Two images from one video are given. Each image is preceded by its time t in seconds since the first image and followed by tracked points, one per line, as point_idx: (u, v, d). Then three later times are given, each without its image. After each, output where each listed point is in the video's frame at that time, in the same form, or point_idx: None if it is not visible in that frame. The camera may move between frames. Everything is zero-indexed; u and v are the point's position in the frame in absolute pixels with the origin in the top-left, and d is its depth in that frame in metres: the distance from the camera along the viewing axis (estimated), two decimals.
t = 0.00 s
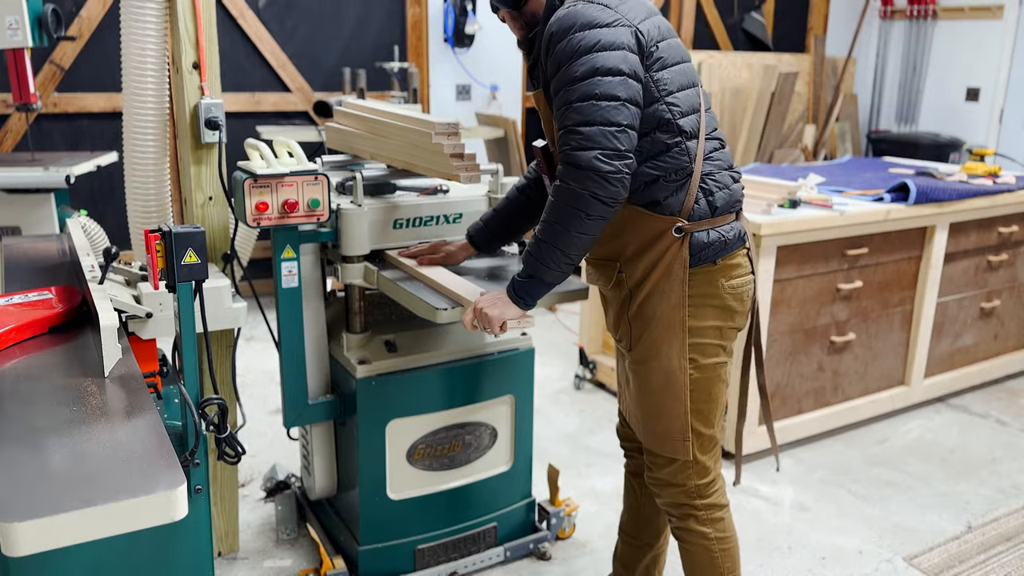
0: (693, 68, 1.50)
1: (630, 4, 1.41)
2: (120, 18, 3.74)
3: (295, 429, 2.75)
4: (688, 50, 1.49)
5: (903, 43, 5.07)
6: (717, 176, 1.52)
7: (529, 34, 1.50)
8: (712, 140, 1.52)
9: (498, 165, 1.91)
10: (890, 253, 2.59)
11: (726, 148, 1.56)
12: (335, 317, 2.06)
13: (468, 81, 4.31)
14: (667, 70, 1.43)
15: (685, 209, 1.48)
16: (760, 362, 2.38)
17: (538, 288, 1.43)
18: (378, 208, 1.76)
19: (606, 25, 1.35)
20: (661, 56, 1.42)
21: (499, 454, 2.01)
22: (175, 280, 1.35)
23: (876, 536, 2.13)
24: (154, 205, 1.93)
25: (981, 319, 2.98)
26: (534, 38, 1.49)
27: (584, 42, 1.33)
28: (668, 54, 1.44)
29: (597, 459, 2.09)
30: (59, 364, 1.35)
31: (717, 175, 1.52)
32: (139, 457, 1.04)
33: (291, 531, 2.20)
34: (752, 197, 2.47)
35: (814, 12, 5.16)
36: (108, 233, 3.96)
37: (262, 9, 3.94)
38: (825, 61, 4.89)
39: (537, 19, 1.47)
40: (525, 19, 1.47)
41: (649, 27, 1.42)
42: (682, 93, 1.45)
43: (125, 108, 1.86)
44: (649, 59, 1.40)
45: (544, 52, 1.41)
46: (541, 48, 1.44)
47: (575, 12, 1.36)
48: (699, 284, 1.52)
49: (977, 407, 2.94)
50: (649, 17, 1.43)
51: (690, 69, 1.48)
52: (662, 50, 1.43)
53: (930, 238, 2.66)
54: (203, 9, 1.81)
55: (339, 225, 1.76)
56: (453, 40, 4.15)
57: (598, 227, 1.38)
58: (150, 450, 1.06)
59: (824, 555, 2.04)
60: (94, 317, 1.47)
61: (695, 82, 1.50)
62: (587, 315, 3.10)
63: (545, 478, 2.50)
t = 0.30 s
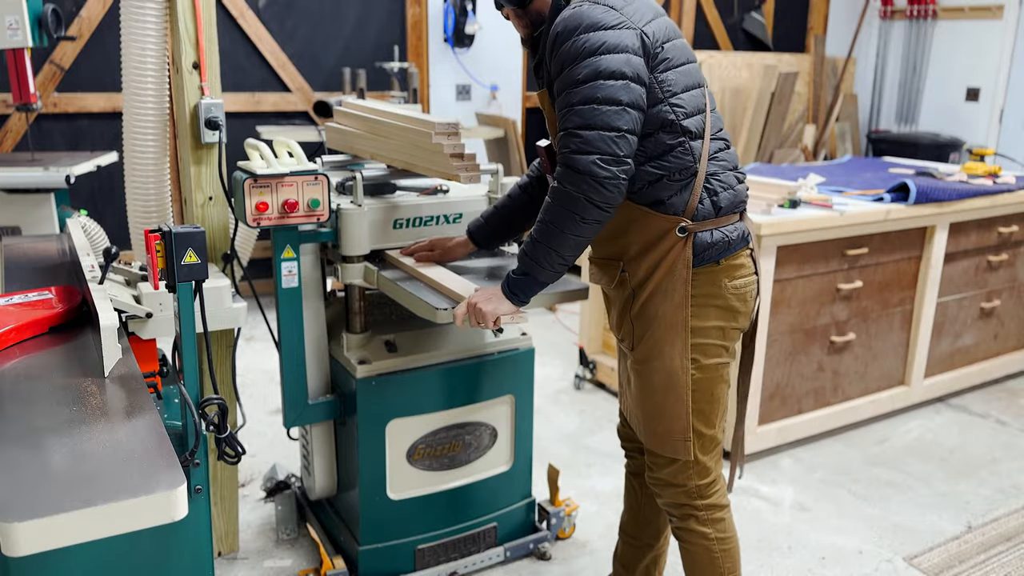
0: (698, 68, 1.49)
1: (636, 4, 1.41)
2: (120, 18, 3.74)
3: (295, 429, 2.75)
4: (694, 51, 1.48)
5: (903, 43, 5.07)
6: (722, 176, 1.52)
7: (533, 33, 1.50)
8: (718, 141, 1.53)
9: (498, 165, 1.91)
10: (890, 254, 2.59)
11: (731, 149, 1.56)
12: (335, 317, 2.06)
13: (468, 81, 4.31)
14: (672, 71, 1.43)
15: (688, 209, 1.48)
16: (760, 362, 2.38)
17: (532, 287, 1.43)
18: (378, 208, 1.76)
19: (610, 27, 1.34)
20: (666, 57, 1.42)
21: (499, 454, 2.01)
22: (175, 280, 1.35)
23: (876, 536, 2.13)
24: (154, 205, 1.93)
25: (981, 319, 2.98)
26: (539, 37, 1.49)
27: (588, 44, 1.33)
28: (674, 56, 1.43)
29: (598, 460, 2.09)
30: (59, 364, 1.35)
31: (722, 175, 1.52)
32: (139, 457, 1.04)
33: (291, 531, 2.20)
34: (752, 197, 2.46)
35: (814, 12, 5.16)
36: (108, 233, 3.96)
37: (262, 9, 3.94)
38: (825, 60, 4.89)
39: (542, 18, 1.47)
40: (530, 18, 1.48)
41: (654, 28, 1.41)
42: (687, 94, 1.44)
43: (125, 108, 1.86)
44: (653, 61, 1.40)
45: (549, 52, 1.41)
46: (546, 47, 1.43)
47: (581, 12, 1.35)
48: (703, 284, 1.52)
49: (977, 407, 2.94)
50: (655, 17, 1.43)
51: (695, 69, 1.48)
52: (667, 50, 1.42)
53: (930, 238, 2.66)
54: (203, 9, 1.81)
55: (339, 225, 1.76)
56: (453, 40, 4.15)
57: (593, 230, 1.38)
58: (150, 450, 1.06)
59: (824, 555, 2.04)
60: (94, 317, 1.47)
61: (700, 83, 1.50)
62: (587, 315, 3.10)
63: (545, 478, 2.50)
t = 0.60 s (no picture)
0: (699, 69, 1.49)
1: (638, 6, 1.41)
2: (120, 18, 3.74)
3: (295, 429, 2.75)
4: (696, 52, 1.48)
5: (904, 43, 5.07)
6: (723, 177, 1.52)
7: (537, 30, 1.50)
8: (719, 142, 1.53)
9: (498, 165, 1.90)
10: (890, 254, 2.59)
11: (732, 150, 1.56)
12: (335, 317, 2.06)
13: (468, 81, 4.31)
14: (674, 73, 1.42)
15: (688, 209, 1.48)
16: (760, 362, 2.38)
17: (524, 285, 1.43)
18: (378, 208, 1.76)
19: (611, 30, 1.34)
20: (667, 59, 1.42)
21: (499, 454, 2.01)
22: (175, 280, 1.35)
23: (876, 536, 2.13)
24: (154, 205, 1.93)
25: (981, 319, 2.98)
26: (543, 35, 1.49)
27: (589, 47, 1.33)
28: (675, 58, 1.43)
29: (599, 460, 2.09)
30: (59, 364, 1.35)
31: (723, 175, 1.52)
32: (139, 457, 1.04)
33: (291, 531, 2.20)
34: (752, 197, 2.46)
35: (814, 12, 5.16)
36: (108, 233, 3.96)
37: (262, 9, 3.94)
38: (825, 60, 4.89)
39: (546, 16, 1.47)
40: (535, 14, 1.47)
41: (656, 30, 1.41)
42: (688, 97, 1.44)
43: (125, 108, 1.86)
44: (654, 63, 1.40)
45: (550, 52, 1.41)
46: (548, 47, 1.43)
47: (582, 13, 1.35)
48: (702, 284, 1.52)
49: (977, 407, 2.94)
50: (657, 19, 1.42)
51: (697, 70, 1.47)
52: (669, 53, 1.42)
53: (930, 238, 2.66)
54: (203, 9, 1.81)
55: (338, 225, 1.76)
56: (453, 40, 4.15)
57: (588, 232, 1.39)
58: (150, 451, 1.06)
59: (824, 555, 2.05)
60: (94, 317, 1.48)
61: (702, 84, 1.49)
62: (587, 315, 3.10)
63: (545, 478, 2.50)
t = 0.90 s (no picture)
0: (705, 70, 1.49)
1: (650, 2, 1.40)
2: (120, 18, 3.73)
3: (295, 429, 2.75)
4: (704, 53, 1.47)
5: (904, 43, 5.07)
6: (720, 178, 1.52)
7: (547, 18, 1.50)
8: (719, 143, 1.53)
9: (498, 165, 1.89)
10: (890, 254, 2.59)
11: (731, 152, 1.56)
12: (335, 318, 2.06)
13: (468, 81, 4.31)
14: (680, 71, 1.42)
15: (683, 209, 1.49)
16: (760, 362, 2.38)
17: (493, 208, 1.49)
18: (377, 208, 1.76)
19: (623, 25, 1.34)
20: (675, 58, 1.41)
21: (499, 455, 2.01)
22: (174, 281, 1.35)
23: (876, 536, 2.13)
24: (154, 205, 1.93)
25: (981, 319, 2.98)
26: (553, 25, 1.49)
27: (601, 40, 1.32)
28: (682, 56, 1.43)
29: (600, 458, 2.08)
30: (59, 364, 1.35)
31: (721, 176, 1.52)
32: (138, 458, 1.04)
33: (291, 531, 2.20)
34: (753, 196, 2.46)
35: (813, 12, 5.16)
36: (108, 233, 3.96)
37: (262, 9, 3.94)
38: (825, 60, 4.89)
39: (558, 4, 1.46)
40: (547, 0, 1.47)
41: (666, 27, 1.41)
42: (693, 97, 1.44)
43: (124, 107, 1.85)
44: (662, 60, 1.40)
45: (560, 39, 1.41)
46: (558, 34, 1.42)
47: (594, 5, 1.35)
48: (695, 283, 1.52)
49: (977, 407, 2.94)
50: (668, 16, 1.42)
51: (702, 70, 1.48)
52: (677, 51, 1.42)
53: (930, 238, 2.66)
54: (203, 9, 1.81)
55: (338, 225, 1.76)
56: (453, 40, 4.15)
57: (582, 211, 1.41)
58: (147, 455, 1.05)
59: (824, 554, 2.04)
60: (94, 317, 1.48)
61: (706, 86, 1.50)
62: (587, 315, 3.10)
63: (545, 478, 2.50)
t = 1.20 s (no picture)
0: (709, 76, 1.51)
1: None
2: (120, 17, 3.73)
3: (295, 429, 2.75)
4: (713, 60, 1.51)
5: (904, 44, 5.04)
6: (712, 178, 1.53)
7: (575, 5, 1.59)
8: (718, 146, 1.54)
9: (498, 165, 1.89)
10: (890, 254, 2.59)
11: (733, 157, 1.57)
12: (335, 317, 2.06)
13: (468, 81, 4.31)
14: (673, 70, 1.46)
15: (670, 201, 1.51)
16: (760, 362, 2.38)
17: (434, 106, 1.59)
18: (377, 208, 1.76)
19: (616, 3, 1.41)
20: (671, 55, 1.45)
21: (498, 455, 2.01)
22: (174, 281, 1.35)
23: (876, 537, 2.13)
24: (154, 205, 1.93)
25: (981, 319, 2.98)
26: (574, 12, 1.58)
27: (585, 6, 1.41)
28: (683, 55, 1.47)
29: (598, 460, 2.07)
30: (59, 364, 1.35)
31: (715, 176, 1.53)
32: (139, 458, 1.04)
33: (291, 531, 2.20)
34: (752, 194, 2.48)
35: (814, 12, 5.15)
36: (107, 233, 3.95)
37: (262, 9, 3.93)
38: (824, 61, 4.90)
39: None
40: None
41: (667, 23, 1.45)
42: (683, 96, 1.48)
43: (124, 106, 1.85)
44: (657, 52, 1.44)
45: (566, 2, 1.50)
46: None
47: None
48: (682, 280, 1.53)
49: (977, 407, 2.94)
50: (677, 16, 1.47)
51: (705, 74, 1.51)
52: (673, 49, 1.45)
53: (929, 238, 2.66)
54: (203, 11, 1.81)
55: (338, 225, 1.76)
56: (453, 40, 4.16)
57: (493, 138, 1.50)
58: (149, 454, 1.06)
59: (825, 555, 2.04)
60: (94, 317, 1.48)
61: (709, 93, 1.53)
62: (586, 315, 3.10)
63: (545, 478, 2.50)
